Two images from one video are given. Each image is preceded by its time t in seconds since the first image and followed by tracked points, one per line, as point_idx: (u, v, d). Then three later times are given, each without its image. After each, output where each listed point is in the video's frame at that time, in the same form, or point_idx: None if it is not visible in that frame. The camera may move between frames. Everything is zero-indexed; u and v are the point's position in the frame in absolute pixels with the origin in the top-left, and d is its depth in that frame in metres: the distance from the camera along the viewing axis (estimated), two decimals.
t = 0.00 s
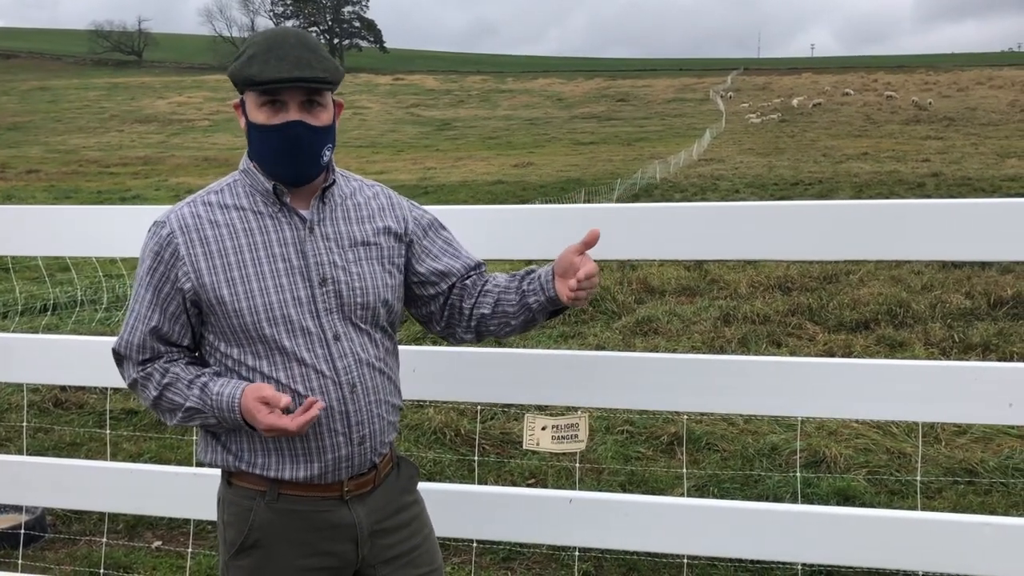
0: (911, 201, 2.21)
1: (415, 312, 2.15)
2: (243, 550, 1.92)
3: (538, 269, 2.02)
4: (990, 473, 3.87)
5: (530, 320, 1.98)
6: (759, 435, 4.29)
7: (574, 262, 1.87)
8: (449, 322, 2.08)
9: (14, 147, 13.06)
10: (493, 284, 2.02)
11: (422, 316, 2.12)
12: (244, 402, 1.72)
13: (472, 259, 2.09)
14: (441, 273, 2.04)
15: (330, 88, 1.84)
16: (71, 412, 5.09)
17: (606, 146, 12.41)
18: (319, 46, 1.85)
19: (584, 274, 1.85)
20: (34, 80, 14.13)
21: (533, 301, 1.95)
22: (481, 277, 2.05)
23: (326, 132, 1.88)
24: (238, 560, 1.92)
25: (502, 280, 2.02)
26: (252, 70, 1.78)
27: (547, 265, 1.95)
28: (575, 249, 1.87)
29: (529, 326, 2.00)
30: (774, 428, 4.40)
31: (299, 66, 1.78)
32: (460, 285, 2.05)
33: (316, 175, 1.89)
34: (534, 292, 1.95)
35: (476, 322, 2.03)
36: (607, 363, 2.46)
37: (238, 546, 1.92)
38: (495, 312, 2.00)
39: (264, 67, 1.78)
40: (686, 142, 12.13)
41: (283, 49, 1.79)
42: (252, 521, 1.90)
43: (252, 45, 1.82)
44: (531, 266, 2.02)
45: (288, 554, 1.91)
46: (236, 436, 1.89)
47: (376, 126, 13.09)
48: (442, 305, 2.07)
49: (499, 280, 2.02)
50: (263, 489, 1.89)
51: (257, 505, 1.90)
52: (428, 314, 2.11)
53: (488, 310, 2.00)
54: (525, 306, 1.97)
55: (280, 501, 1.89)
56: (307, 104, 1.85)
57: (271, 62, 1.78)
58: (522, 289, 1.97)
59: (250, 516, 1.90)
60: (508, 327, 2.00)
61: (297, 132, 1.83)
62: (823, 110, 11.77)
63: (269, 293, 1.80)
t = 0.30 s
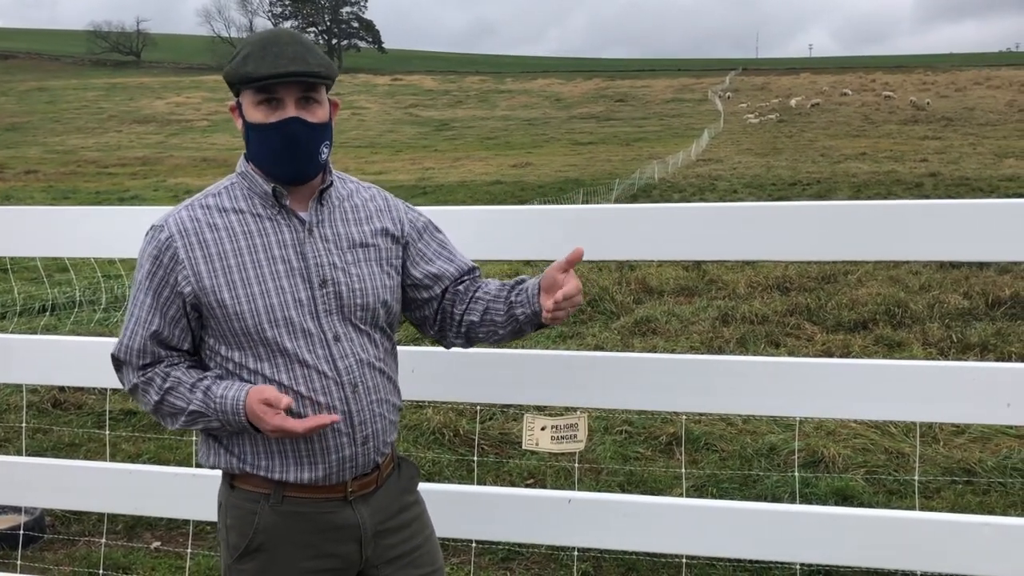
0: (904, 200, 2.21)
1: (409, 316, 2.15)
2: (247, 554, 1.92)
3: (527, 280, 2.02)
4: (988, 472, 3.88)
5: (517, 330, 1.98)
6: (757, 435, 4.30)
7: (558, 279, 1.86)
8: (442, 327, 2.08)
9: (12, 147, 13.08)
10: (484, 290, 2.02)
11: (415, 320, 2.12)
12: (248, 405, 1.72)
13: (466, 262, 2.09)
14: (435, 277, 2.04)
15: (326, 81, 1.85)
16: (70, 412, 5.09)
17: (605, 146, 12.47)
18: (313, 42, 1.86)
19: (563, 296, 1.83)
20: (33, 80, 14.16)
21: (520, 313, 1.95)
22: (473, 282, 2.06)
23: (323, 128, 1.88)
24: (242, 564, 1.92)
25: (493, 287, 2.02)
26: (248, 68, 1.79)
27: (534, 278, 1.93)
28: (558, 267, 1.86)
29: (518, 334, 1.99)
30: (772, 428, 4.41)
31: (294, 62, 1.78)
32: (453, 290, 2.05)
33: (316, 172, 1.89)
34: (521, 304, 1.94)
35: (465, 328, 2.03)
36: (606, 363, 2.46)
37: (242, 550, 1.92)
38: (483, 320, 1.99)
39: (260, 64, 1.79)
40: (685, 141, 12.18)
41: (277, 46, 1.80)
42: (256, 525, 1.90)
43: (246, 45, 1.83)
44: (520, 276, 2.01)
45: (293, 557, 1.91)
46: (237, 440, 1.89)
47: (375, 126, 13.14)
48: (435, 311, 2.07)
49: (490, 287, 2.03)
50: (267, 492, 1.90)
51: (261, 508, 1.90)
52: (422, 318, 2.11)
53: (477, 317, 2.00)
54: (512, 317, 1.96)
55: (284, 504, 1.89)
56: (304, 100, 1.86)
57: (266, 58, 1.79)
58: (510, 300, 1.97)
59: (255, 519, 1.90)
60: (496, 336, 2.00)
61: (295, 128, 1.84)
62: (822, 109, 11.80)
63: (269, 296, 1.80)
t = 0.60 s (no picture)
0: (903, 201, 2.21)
1: (421, 312, 2.13)
2: (249, 555, 1.91)
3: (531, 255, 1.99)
4: (987, 472, 3.88)
5: (529, 305, 1.94)
6: (756, 435, 4.29)
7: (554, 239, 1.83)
8: (454, 315, 2.05)
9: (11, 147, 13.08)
10: (490, 273, 2.00)
11: (426, 314, 2.10)
12: (252, 397, 1.72)
13: (470, 250, 2.07)
14: (439, 267, 2.04)
15: (328, 85, 1.84)
16: (69, 413, 5.09)
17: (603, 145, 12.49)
18: (315, 45, 1.86)
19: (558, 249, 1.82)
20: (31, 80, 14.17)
21: (527, 283, 1.91)
22: (479, 267, 2.03)
23: (323, 130, 1.88)
24: (244, 565, 1.92)
25: (499, 268, 2.00)
26: (251, 67, 1.78)
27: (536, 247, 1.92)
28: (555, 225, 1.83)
29: (529, 311, 1.95)
30: (772, 427, 4.41)
31: (297, 64, 1.78)
32: (459, 277, 2.03)
33: (314, 171, 1.89)
34: (526, 274, 1.91)
35: (477, 312, 1.99)
36: (606, 363, 2.46)
37: (243, 552, 1.92)
38: (493, 299, 1.96)
39: (263, 64, 1.78)
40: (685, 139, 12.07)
41: (280, 47, 1.80)
42: (258, 526, 1.90)
43: (249, 44, 1.82)
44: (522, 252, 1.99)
45: (295, 558, 1.90)
46: (237, 438, 1.88)
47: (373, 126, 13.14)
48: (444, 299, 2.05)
49: (496, 268, 2.00)
50: (268, 493, 1.89)
51: (262, 510, 1.89)
52: (432, 310, 2.09)
53: (486, 299, 1.97)
54: (519, 290, 1.93)
55: (285, 506, 1.89)
56: (305, 102, 1.86)
57: (269, 59, 1.78)
58: (515, 273, 1.94)
59: (256, 521, 1.89)
60: (508, 314, 1.95)
61: (295, 128, 1.83)
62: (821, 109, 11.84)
63: (268, 290, 1.80)
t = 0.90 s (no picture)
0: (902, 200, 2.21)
1: (436, 297, 2.12)
2: (245, 555, 1.92)
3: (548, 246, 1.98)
4: (986, 472, 3.88)
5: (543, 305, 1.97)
6: (756, 434, 4.29)
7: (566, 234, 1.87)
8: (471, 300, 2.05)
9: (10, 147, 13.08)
10: (505, 263, 1.98)
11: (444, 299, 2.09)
12: (250, 396, 1.72)
13: (475, 231, 2.04)
14: (447, 258, 2.02)
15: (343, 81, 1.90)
16: (67, 412, 5.09)
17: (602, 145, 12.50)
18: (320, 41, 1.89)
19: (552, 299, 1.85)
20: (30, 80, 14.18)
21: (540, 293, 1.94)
22: (490, 252, 2.01)
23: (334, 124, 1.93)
24: (241, 565, 1.92)
25: (513, 260, 1.98)
26: (280, 65, 1.78)
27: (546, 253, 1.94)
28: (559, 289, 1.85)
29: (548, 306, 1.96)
30: (771, 427, 4.41)
31: (325, 60, 1.81)
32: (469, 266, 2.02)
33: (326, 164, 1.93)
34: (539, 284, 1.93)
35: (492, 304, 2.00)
36: (606, 363, 2.46)
37: (240, 552, 1.92)
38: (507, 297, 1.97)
39: (291, 62, 1.78)
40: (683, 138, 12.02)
41: (302, 44, 1.81)
42: (255, 526, 1.90)
43: (265, 42, 1.80)
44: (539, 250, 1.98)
45: (292, 558, 1.91)
46: (236, 438, 1.89)
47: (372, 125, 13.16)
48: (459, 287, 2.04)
49: (511, 260, 1.99)
50: (265, 493, 1.90)
51: (259, 510, 1.89)
52: (446, 296, 2.08)
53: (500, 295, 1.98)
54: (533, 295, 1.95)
55: (282, 505, 1.89)
56: (321, 98, 1.89)
57: (296, 57, 1.79)
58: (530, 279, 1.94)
59: (253, 520, 1.90)
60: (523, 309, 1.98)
61: (320, 124, 1.86)
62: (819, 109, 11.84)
63: (266, 290, 1.80)
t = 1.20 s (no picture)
0: (906, 200, 2.21)
1: (432, 301, 2.12)
2: (245, 554, 1.91)
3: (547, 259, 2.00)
4: (986, 471, 3.88)
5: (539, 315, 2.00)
6: (755, 434, 4.29)
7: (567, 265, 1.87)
8: (468, 305, 2.06)
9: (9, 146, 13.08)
10: (503, 270, 1.99)
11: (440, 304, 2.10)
12: (255, 400, 1.72)
13: (475, 236, 2.05)
14: (447, 262, 2.03)
15: (330, 81, 1.85)
16: (66, 412, 5.08)
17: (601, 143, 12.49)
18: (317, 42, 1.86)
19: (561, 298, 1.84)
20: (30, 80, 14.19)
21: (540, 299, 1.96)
22: (488, 258, 2.02)
23: (326, 125, 1.89)
24: (241, 564, 1.92)
25: (512, 266, 2.00)
26: (257, 59, 1.78)
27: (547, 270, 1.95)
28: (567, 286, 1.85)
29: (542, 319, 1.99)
30: (770, 426, 4.41)
31: (302, 55, 1.79)
32: (468, 270, 2.03)
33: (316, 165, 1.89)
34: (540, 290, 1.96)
35: (489, 308, 2.01)
36: (606, 362, 2.45)
37: (239, 551, 1.92)
38: (505, 301, 1.99)
39: (269, 56, 1.78)
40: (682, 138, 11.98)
41: (287, 40, 1.80)
42: (255, 525, 1.90)
43: (254, 39, 1.82)
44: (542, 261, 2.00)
45: (291, 557, 1.90)
46: (237, 439, 1.88)
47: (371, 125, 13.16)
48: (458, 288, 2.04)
49: (510, 266, 2.00)
50: (265, 492, 1.89)
51: (259, 509, 1.89)
52: (445, 301, 2.08)
53: (499, 299, 1.99)
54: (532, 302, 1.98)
55: (282, 504, 1.89)
56: (308, 97, 1.86)
57: (275, 51, 1.78)
58: (529, 285, 1.97)
59: (252, 519, 1.90)
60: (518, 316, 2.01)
61: (302, 122, 1.84)
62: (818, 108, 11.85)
63: (268, 292, 1.80)
